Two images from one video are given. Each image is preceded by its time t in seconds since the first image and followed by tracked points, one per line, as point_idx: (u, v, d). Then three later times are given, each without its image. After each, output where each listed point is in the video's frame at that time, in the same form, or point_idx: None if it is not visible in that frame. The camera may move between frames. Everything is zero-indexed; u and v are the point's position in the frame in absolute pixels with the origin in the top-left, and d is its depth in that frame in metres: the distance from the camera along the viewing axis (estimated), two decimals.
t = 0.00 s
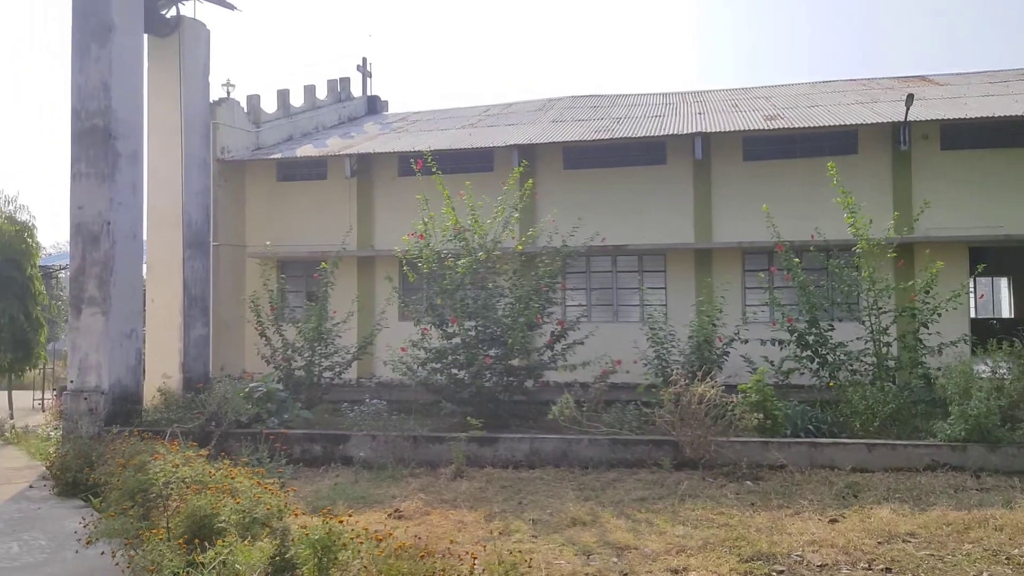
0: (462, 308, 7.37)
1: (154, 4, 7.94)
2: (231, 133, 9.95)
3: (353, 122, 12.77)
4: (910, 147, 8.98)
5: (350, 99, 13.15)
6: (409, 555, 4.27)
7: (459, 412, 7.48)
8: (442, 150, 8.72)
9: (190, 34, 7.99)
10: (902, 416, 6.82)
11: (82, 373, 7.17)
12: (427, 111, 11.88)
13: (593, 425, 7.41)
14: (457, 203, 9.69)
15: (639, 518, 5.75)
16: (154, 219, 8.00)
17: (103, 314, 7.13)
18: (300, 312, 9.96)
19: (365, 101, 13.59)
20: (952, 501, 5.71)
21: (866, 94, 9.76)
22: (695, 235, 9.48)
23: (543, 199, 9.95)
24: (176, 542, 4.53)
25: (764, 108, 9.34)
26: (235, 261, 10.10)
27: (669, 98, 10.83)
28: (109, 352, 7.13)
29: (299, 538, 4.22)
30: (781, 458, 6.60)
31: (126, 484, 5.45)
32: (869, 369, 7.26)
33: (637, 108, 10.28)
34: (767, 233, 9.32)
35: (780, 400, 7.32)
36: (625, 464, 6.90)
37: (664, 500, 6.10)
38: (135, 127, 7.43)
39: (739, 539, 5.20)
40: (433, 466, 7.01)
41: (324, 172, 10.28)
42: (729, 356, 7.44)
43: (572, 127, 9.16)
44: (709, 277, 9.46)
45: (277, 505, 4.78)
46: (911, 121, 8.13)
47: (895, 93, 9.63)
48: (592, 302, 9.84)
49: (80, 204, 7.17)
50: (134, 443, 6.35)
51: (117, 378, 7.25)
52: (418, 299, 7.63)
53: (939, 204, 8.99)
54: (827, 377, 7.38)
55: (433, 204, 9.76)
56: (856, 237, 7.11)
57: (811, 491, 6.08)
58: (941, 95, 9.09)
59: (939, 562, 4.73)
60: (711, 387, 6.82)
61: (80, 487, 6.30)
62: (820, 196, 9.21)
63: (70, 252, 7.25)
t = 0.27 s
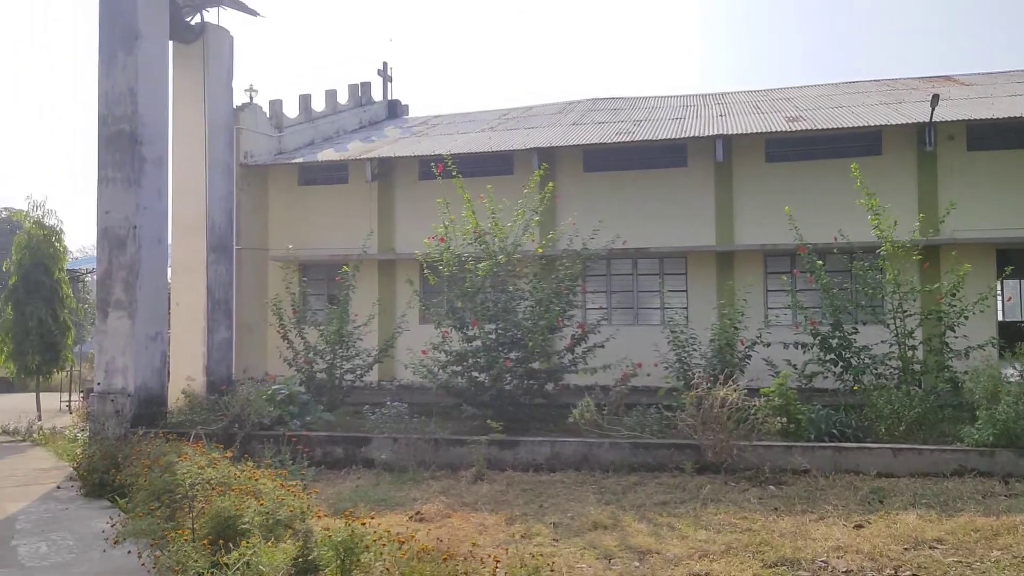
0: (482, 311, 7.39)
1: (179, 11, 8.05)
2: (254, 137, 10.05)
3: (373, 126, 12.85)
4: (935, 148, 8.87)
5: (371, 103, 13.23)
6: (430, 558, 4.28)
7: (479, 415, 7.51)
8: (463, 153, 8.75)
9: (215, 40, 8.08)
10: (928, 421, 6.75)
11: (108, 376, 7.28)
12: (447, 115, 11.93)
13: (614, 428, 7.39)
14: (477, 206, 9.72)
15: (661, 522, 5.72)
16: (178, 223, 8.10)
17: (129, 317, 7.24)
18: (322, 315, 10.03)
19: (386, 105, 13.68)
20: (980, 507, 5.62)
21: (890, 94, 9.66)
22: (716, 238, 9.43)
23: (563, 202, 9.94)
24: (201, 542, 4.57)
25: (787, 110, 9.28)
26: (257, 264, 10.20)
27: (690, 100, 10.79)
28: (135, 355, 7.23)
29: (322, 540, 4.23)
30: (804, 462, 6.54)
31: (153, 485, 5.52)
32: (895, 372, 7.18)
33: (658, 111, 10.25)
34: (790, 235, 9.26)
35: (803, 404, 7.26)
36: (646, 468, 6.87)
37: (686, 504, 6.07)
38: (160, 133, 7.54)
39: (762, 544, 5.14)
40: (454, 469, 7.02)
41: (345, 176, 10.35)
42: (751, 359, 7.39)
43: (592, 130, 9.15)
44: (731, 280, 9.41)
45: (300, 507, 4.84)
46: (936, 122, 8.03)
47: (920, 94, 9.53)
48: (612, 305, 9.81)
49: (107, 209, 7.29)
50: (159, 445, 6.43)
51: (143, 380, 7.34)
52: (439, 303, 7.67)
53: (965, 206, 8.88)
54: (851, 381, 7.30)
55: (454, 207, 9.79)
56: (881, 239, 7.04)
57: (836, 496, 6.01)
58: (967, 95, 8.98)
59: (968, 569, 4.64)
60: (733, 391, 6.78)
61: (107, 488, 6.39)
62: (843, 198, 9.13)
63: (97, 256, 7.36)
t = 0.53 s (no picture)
0: (503, 313, 7.40)
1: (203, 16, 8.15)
2: (276, 141, 10.15)
3: (394, 129, 12.92)
4: (961, 149, 8.76)
5: (391, 106, 13.30)
6: (452, 560, 4.28)
7: (498, 417, 7.52)
8: (482, 156, 8.77)
9: (238, 44, 8.17)
10: (954, 426, 6.67)
11: (134, 377, 7.39)
12: (467, 118, 11.97)
13: (634, 431, 7.38)
14: (497, 208, 9.74)
15: (682, 526, 5.68)
16: (202, 225, 8.20)
17: (154, 319, 7.34)
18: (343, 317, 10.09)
19: (406, 108, 13.75)
20: (1008, 514, 5.53)
21: (915, 95, 9.56)
22: (737, 240, 9.38)
23: (583, 204, 9.93)
24: (224, 542, 4.61)
25: (809, 111, 9.21)
26: (279, 267, 10.28)
27: (711, 101, 10.74)
28: (159, 356, 7.31)
29: (343, 541, 4.24)
30: (827, 467, 6.48)
31: (179, 485, 5.59)
32: (919, 377, 7.10)
33: (678, 112, 10.22)
34: (812, 237, 9.18)
35: (826, 408, 7.21)
36: (667, 471, 6.83)
37: (707, 508, 6.02)
38: (184, 136, 7.64)
39: (785, 549, 5.09)
40: (474, 471, 7.02)
41: (366, 179, 10.42)
42: (773, 363, 7.35)
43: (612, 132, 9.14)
44: (752, 283, 9.35)
45: (322, 508, 4.90)
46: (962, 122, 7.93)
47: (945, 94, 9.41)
48: (632, 308, 9.78)
49: (133, 212, 7.40)
50: (183, 445, 6.51)
51: (167, 380, 7.42)
52: (459, 305, 7.70)
53: (992, 207, 8.76)
54: (874, 385, 7.23)
55: (474, 210, 9.82)
56: (905, 241, 6.96)
57: (860, 501, 5.95)
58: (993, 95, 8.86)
59: None
60: (754, 394, 6.74)
61: (131, 488, 6.47)
62: (867, 200, 9.04)
63: (122, 259, 7.47)
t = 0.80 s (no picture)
0: (521, 316, 7.41)
1: (224, 22, 8.24)
2: (296, 145, 10.24)
3: (412, 132, 12.98)
4: (985, 150, 8.65)
5: (410, 110, 13.36)
6: (471, 563, 4.27)
7: (516, 420, 7.51)
8: (500, 159, 8.79)
9: (259, 50, 8.26)
10: (978, 431, 6.58)
11: (156, 378, 7.47)
12: (485, 121, 12.01)
13: (653, 435, 7.35)
14: (515, 211, 9.75)
15: (702, 531, 5.64)
16: (223, 229, 8.29)
17: (176, 321, 7.42)
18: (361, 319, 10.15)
19: (424, 112, 13.81)
20: None
21: (938, 96, 9.46)
22: (757, 243, 9.32)
23: (601, 207, 9.91)
24: (245, 543, 4.64)
25: (829, 113, 9.13)
26: (299, 270, 10.36)
27: (730, 103, 10.69)
28: (181, 358, 7.39)
29: (363, 543, 4.24)
30: (849, 472, 6.41)
31: (200, 486, 5.65)
32: (943, 381, 7.02)
33: (697, 115, 10.19)
34: (833, 240, 9.11)
35: (847, 412, 7.15)
36: (686, 475, 6.80)
37: (727, 513, 5.98)
38: (206, 141, 7.72)
39: (806, 555, 5.04)
40: (492, 474, 7.03)
41: (384, 183, 10.47)
42: (793, 366, 7.29)
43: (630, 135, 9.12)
44: (772, 286, 9.29)
45: (342, 510, 4.87)
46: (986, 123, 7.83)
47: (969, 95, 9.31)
48: (651, 311, 9.74)
49: (156, 216, 7.49)
50: (205, 447, 6.57)
51: (189, 382, 7.49)
52: (477, 308, 7.72)
53: (1017, 209, 8.64)
54: (897, 390, 7.16)
55: (492, 213, 9.84)
56: (928, 244, 6.89)
57: (882, 507, 5.88)
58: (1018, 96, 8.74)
59: None
60: (774, 398, 6.69)
61: (154, 489, 6.53)
62: (888, 202, 8.96)
63: (145, 262, 7.56)
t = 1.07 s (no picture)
0: (538, 320, 7.41)
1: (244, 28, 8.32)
2: (315, 149, 10.32)
3: (430, 136, 13.04)
4: (1009, 152, 8.55)
5: (427, 114, 13.42)
6: (490, 566, 4.27)
7: (534, 423, 7.51)
8: (518, 162, 8.80)
9: (278, 56, 8.33)
10: (1003, 436, 6.49)
11: (177, 381, 7.55)
12: (503, 125, 12.03)
13: (671, 439, 7.32)
14: (533, 214, 9.76)
15: (722, 536, 5.60)
16: (243, 233, 8.37)
17: (196, 324, 7.50)
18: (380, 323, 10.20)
19: (442, 116, 13.87)
20: None
21: (960, 97, 9.36)
22: (776, 245, 9.26)
23: (619, 210, 9.90)
24: (266, 545, 4.67)
25: (849, 114, 9.06)
26: (318, 273, 10.43)
27: (748, 105, 10.64)
28: (201, 361, 7.46)
29: (383, 546, 4.25)
30: (871, 477, 6.34)
31: (221, 488, 5.70)
32: (967, 385, 6.92)
33: (715, 117, 10.15)
34: (854, 242, 9.03)
35: (868, 416, 7.08)
36: (705, 479, 6.76)
37: (746, 517, 5.94)
38: (226, 145, 7.79)
39: (828, 561, 4.98)
40: (510, 477, 7.03)
41: (402, 186, 10.52)
42: (814, 370, 7.23)
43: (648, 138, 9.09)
44: (792, 289, 9.23)
45: (361, 512, 4.88)
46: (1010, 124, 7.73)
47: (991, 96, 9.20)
48: (669, 314, 9.70)
49: (177, 220, 7.58)
50: (225, 449, 6.62)
51: (209, 385, 7.56)
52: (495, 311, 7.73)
53: None
54: (919, 394, 7.09)
55: (510, 216, 9.85)
56: (951, 246, 6.81)
57: (905, 513, 5.81)
58: None
59: None
60: (794, 402, 6.64)
61: (175, 490, 6.60)
62: (910, 204, 8.87)
63: (167, 265, 7.65)
